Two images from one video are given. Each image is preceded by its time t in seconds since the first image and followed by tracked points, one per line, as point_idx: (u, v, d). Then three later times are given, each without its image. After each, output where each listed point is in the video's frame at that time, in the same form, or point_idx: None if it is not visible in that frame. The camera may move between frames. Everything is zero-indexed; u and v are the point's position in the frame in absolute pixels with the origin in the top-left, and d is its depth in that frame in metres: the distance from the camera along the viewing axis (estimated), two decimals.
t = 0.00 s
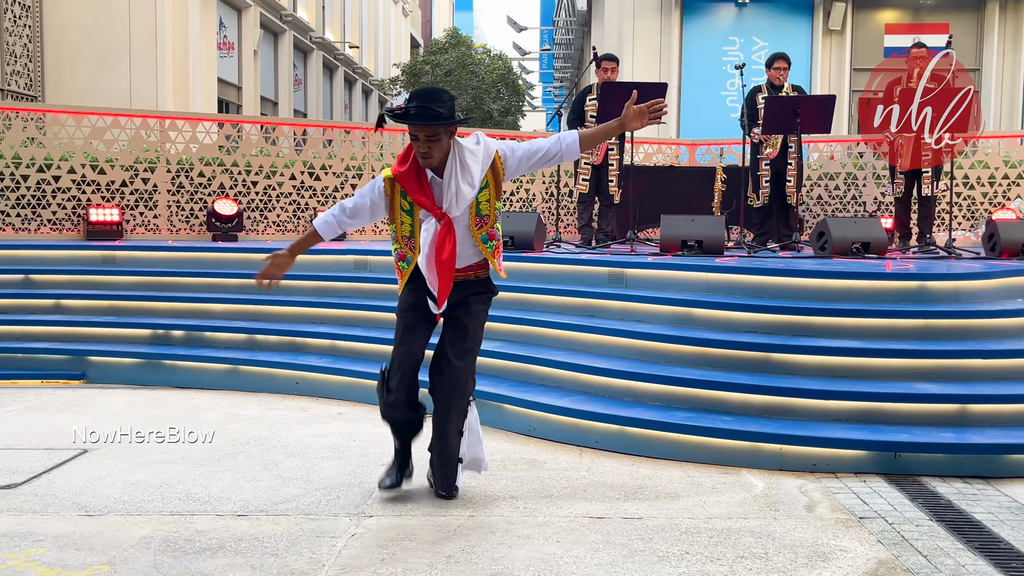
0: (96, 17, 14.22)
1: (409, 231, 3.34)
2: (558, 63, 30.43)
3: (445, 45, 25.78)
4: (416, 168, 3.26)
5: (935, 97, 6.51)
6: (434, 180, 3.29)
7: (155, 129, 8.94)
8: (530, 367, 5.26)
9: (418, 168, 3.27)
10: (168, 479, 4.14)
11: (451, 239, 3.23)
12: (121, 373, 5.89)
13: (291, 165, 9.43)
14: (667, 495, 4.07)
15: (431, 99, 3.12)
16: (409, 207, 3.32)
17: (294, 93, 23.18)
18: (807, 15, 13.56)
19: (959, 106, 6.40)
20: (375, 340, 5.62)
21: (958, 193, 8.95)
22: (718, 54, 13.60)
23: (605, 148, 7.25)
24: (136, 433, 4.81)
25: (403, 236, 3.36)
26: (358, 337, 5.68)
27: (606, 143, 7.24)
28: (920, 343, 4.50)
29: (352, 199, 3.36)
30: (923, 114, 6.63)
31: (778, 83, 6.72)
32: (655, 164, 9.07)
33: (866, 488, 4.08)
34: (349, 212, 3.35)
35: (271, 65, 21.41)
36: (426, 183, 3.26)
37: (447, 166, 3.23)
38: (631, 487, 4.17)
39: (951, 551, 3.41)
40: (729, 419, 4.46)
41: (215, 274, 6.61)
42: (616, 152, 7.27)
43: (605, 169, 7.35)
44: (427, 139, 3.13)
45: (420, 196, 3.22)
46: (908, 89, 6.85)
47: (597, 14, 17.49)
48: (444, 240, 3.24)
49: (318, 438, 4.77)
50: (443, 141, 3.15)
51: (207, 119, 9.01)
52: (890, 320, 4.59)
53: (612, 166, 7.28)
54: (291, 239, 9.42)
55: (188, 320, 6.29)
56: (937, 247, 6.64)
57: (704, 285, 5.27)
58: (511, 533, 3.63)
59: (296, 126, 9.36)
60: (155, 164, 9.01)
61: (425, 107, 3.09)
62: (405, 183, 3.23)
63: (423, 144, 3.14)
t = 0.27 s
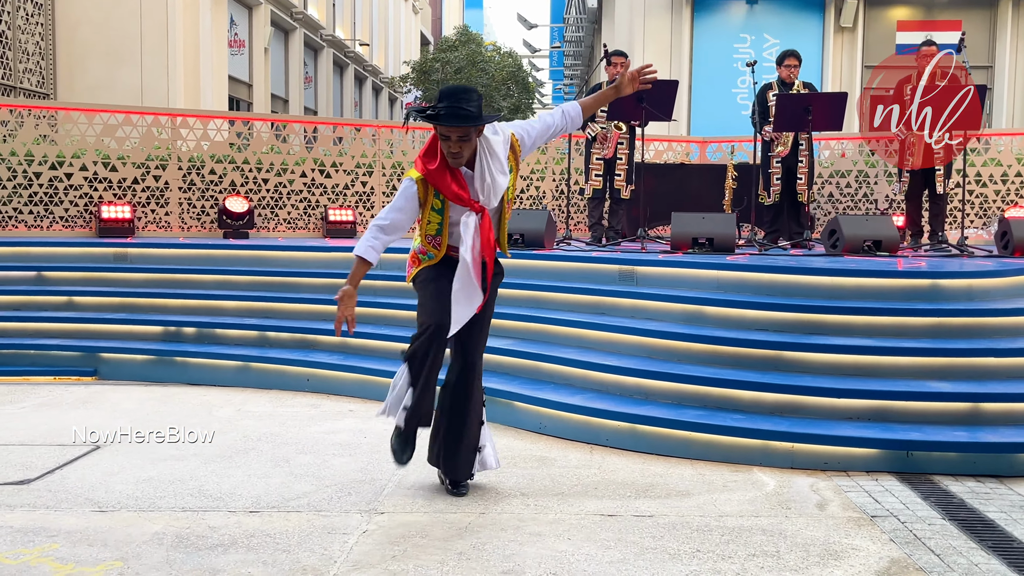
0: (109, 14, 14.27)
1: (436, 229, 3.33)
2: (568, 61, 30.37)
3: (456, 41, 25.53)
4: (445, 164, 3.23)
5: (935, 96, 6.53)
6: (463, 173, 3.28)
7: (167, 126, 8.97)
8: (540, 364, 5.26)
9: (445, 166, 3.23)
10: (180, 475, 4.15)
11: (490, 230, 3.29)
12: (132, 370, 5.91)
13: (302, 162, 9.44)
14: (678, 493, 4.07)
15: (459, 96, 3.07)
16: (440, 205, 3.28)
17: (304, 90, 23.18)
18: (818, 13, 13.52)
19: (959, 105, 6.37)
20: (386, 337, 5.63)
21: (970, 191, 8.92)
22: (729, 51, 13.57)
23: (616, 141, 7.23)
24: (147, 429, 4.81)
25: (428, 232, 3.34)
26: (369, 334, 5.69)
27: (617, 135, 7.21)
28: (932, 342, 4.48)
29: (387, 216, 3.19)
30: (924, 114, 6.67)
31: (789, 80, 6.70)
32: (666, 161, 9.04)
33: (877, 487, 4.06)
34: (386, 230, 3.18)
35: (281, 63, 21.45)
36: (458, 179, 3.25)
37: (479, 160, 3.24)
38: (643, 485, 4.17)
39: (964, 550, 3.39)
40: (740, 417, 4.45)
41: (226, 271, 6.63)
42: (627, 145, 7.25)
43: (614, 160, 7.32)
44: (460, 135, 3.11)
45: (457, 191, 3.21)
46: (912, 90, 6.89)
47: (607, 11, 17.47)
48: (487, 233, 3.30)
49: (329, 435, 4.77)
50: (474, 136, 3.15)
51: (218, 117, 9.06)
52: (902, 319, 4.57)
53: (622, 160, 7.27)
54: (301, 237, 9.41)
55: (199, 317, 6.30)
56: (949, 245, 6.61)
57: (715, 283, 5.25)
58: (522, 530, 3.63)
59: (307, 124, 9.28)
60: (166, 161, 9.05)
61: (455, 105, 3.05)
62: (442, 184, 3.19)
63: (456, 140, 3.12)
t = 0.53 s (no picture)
0: (112, 10, 14.25)
1: (467, 223, 3.44)
2: (571, 59, 30.30)
3: (459, 39, 25.47)
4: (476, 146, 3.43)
5: (935, 97, 6.53)
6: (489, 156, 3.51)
7: (169, 124, 8.99)
8: (542, 362, 5.26)
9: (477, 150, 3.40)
10: (182, 473, 4.15)
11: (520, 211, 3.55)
12: (135, 367, 5.92)
13: (305, 160, 9.43)
14: (680, 491, 4.07)
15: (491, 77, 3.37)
16: (473, 195, 3.42)
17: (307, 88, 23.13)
18: (822, 11, 13.48)
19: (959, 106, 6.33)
20: (388, 335, 5.63)
21: (973, 189, 8.90)
22: (731, 49, 13.55)
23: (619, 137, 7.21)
24: (149, 426, 4.82)
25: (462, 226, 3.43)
26: (371, 332, 5.69)
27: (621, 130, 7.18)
28: (934, 340, 4.48)
29: (439, 209, 3.24)
30: (924, 113, 6.67)
31: (791, 78, 6.69)
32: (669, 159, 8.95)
33: (879, 485, 4.06)
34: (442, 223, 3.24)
35: (282, 60, 21.42)
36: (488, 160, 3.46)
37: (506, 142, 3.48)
38: (645, 483, 4.16)
39: (966, 549, 3.39)
40: (742, 415, 4.45)
41: (228, 269, 6.63)
42: (629, 141, 7.24)
43: (616, 155, 7.31)
44: (498, 111, 3.37)
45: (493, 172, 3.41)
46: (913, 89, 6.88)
47: (610, 8, 17.44)
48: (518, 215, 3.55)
49: (331, 433, 4.77)
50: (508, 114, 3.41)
51: (221, 114, 9.08)
52: (904, 317, 4.57)
53: (625, 155, 7.26)
54: (303, 234, 9.41)
55: (201, 314, 6.31)
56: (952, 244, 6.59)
57: (718, 281, 5.25)
58: (524, 528, 3.63)
59: (309, 121, 9.28)
60: (168, 158, 9.05)
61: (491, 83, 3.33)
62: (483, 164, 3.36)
63: (495, 117, 3.36)
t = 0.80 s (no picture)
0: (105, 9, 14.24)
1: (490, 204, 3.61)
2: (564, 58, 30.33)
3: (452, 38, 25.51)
4: (486, 124, 3.49)
5: (935, 96, 6.57)
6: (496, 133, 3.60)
7: (162, 123, 9.00)
8: (536, 361, 5.27)
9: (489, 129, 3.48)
10: (175, 472, 4.16)
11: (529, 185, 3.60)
12: (128, 366, 5.92)
13: (298, 159, 9.38)
14: (672, 489, 4.08)
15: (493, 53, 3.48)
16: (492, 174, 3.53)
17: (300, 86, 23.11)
18: (815, 11, 13.51)
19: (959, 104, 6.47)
20: (381, 334, 5.64)
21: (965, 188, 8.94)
22: (724, 49, 13.56)
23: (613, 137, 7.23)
24: (142, 426, 4.82)
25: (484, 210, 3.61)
26: (364, 331, 5.70)
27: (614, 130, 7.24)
28: (925, 339, 4.50)
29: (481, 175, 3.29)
30: (923, 114, 6.66)
31: (783, 78, 6.70)
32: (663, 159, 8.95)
33: (870, 484, 4.08)
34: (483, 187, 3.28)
35: (276, 59, 21.39)
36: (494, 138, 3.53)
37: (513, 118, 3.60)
38: (637, 482, 4.18)
39: (955, 547, 3.41)
40: (734, 414, 4.47)
41: (221, 268, 6.63)
42: (622, 141, 7.24)
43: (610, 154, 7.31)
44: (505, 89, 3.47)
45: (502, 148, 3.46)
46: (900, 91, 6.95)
47: (603, 7, 17.46)
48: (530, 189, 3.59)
49: (324, 432, 4.78)
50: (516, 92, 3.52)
51: (214, 113, 9.12)
52: (895, 315, 4.58)
53: (618, 154, 7.27)
54: (296, 234, 9.38)
55: (194, 314, 6.31)
56: (944, 243, 6.61)
57: (710, 280, 5.26)
58: (517, 527, 3.64)
59: (303, 121, 9.23)
60: (161, 157, 9.03)
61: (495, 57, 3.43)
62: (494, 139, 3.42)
63: (504, 94, 3.46)
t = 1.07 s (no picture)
0: (89, 8, 14.19)
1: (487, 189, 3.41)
2: (551, 58, 30.36)
3: (438, 38, 25.51)
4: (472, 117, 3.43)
5: (935, 96, 6.41)
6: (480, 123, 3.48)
7: (146, 123, 8.94)
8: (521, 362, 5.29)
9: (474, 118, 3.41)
10: (159, 474, 4.14)
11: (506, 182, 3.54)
12: (112, 368, 5.89)
13: (283, 159, 9.38)
14: (657, 489, 4.10)
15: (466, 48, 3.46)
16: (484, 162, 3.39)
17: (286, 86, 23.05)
18: (799, 12, 13.56)
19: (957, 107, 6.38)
20: (367, 334, 5.64)
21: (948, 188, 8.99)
22: (710, 49, 13.59)
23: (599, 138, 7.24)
24: (126, 427, 4.81)
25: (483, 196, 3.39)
26: (349, 332, 5.70)
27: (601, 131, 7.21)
28: (908, 338, 4.52)
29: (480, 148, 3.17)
30: (924, 114, 6.51)
31: (768, 79, 6.72)
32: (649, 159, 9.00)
33: (854, 483, 4.11)
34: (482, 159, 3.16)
35: (261, 59, 21.31)
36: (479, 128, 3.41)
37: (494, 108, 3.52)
38: (621, 482, 4.19)
39: (937, 545, 3.44)
40: (719, 414, 4.49)
41: (206, 269, 6.60)
42: (608, 142, 7.26)
43: (597, 155, 7.32)
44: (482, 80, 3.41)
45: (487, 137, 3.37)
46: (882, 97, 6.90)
47: (589, 8, 17.48)
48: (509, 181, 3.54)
49: (309, 433, 4.77)
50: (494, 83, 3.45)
51: (199, 113, 9.07)
52: (879, 315, 4.61)
53: (604, 155, 7.29)
54: (282, 234, 9.36)
55: (179, 315, 6.28)
56: (927, 243, 6.64)
57: (695, 280, 5.28)
58: (501, 527, 3.64)
59: (288, 121, 9.19)
60: (145, 157, 8.99)
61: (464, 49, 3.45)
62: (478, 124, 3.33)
63: (479, 84, 3.39)
